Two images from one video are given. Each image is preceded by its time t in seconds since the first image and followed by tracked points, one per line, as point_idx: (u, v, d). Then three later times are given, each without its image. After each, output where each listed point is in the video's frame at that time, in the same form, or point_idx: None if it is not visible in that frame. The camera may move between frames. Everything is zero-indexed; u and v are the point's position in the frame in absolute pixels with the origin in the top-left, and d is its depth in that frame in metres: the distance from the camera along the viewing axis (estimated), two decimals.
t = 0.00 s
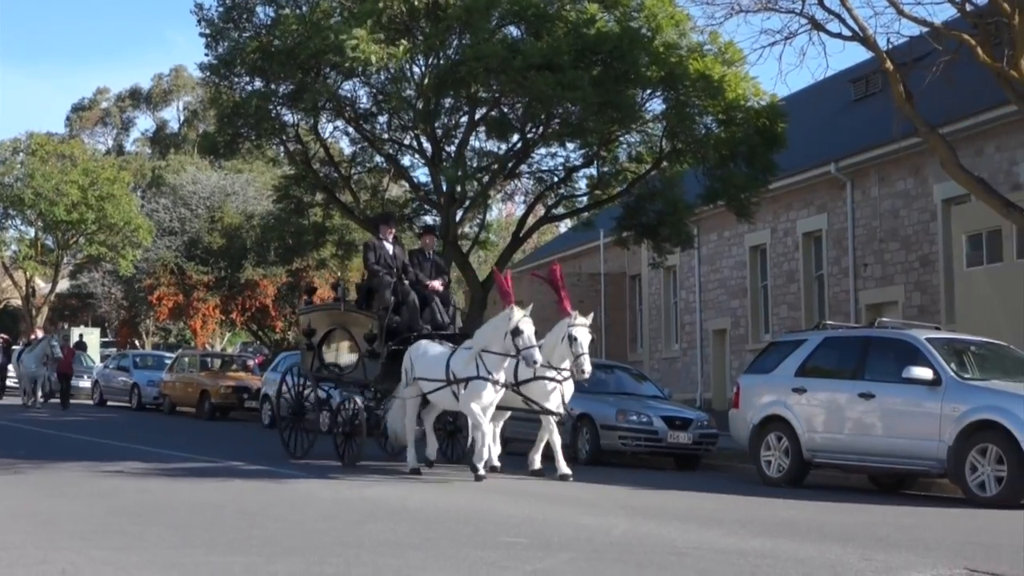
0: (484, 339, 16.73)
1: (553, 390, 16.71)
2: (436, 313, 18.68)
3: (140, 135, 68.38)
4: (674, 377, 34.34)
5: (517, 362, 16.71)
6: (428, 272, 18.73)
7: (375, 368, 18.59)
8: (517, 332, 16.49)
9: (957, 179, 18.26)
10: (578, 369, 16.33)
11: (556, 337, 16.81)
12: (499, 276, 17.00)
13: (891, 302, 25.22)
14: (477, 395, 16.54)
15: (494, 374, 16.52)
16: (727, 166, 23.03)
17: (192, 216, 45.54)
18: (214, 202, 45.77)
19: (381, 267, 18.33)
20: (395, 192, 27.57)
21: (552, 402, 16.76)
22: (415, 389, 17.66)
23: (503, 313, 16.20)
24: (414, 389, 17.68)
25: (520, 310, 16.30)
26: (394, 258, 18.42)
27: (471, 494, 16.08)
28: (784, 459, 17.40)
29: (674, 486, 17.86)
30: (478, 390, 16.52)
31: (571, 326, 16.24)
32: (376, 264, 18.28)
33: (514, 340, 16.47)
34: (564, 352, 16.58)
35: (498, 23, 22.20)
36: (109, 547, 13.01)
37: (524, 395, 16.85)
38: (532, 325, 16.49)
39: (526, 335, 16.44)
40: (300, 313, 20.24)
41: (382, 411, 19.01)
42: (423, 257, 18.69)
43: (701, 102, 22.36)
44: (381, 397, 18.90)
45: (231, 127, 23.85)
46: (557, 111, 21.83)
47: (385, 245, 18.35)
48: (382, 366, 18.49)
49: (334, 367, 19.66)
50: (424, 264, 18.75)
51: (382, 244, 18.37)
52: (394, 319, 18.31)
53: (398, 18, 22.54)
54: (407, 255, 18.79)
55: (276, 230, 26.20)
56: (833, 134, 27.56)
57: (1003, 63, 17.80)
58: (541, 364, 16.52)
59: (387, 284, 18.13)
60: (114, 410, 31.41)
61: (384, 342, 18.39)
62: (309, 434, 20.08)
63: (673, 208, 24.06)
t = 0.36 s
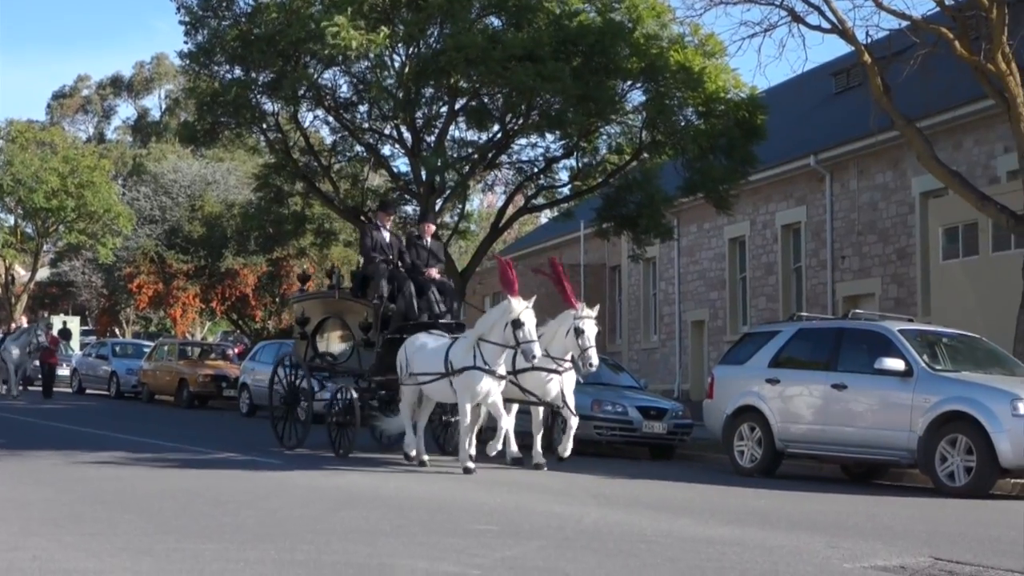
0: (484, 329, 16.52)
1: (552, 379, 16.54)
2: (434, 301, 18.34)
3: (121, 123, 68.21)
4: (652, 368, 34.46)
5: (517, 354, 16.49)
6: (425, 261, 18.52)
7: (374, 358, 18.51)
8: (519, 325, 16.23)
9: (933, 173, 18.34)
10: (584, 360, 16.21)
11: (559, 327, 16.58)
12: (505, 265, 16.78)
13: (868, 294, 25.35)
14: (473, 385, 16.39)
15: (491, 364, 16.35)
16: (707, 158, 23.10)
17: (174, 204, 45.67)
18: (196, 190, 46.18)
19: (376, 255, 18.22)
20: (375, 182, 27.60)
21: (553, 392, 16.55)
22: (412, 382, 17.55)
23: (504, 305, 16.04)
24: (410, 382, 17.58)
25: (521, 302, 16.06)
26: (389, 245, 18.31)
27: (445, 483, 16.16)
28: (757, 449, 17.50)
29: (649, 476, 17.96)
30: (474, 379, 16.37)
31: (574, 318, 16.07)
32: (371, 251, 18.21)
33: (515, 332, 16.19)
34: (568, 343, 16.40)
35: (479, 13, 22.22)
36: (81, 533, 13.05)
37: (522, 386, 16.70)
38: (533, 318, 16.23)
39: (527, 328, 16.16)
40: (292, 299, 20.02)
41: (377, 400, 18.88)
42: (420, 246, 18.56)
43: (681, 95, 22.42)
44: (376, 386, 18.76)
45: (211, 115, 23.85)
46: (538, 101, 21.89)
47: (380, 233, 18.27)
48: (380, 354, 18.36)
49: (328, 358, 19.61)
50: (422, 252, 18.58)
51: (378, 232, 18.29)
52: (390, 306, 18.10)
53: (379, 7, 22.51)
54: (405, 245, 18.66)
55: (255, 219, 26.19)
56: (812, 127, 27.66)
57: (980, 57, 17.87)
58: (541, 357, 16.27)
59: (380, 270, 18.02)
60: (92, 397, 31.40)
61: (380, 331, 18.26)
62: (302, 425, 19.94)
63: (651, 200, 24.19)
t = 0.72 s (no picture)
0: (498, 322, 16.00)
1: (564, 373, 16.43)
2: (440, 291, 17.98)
3: (107, 115, 68.05)
4: (640, 359, 34.50)
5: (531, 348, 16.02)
6: (432, 250, 18.17)
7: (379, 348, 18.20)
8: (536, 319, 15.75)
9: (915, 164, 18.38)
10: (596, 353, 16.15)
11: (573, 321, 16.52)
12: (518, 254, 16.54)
13: (855, 285, 25.41)
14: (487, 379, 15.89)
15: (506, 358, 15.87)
16: (692, 149, 23.14)
17: (160, 195, 44.63)
18: (182, 181, 45.19)
19: (381, 242, 17.89)
20: (361, 174, 27.59)
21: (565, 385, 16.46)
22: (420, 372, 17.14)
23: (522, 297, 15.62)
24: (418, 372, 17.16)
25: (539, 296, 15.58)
26: (394, 233, 17.96)
27: (429, 474, 16.16)
28: (742, 440, 17.55)
29: (634, 467, 17.99)
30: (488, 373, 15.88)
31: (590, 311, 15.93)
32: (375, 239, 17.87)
33: (532, 326, 15.70)
34: (581, 336, 16.33)
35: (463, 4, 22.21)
36: (63, 525, 13.04)
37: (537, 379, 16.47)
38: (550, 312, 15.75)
39: (545, 323, 15.69)
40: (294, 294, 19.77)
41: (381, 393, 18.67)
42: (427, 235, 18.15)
43: (666, 86, 22.43)
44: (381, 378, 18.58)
45: (196, 106, 23.80)
46: (523, 92, 21.89)
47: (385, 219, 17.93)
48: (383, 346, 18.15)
49: (331, 349, 19.33)
50: (428, 241, 18.21)
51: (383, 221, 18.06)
52: (393, 295, 17.87)
53: None
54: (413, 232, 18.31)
55: (241, 210, 26.16)
56: (797, 118, 27.68)
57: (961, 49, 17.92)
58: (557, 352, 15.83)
59: (384, 259, 17.69)
60: (78, 390, 31.38)
61: (384, 322, 18.01)
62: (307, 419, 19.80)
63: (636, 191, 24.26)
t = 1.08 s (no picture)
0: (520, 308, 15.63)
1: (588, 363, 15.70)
2: (458, 283, 17.47)
3: (106, 109, 68.09)
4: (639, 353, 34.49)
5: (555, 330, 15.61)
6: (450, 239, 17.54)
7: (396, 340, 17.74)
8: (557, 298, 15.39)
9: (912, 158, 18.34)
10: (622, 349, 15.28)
11: (599, 313, 15.60)
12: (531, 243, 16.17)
13: (854, 279, 25.37)
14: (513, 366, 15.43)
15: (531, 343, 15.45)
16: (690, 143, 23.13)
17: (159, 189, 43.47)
18: (181, 176, 44.26)
19: (399, 233, 17.34)
20: (359, 169, 27.59)
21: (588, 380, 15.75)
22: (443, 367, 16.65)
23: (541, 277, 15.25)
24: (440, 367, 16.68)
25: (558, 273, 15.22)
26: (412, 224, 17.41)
27: (425, 469, 16.15)
28: (739, 434, 17.52)
29: (632, 462, 17.95)
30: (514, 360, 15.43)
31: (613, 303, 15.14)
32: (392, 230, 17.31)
33: (554, 305, 15.34)
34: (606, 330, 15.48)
35: None
36: (57, 519, 13.04)
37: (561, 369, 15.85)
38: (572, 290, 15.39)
39: (567, 300, 15.34)
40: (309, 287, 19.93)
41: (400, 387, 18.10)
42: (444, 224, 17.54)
43: (664, 80, 22.40)
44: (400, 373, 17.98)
45: (194, 100, 23.80)
46: (521, 86, 21.87)
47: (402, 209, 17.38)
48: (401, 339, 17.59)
49: (347, 344, 19.11)
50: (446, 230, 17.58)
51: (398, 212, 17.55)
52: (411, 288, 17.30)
53: None
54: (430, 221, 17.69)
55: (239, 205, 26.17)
56: (795, 112, 27.63)
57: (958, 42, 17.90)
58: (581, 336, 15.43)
59: (402, 251, 17.15)
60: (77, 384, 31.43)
61: (401, 316, 17.44)
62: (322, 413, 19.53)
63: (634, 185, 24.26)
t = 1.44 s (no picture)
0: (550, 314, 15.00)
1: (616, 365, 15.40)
2: (479, 278, 17.13)
3: (111, 105, 68.22)
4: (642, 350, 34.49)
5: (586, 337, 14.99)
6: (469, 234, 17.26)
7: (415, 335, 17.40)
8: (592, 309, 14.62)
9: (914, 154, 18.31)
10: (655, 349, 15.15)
11: (631, 313, 15.44)
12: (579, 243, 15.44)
13: (858, 275, 25.35)
14: (534, 370, 14.98)
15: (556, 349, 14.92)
16: (692, 139, 23.12)
17: (163, 185, 43.55)
18: (185, 171, 44.45)
19: (418, 229, 17.03)
20: (362, 166, 27.62)
21: (615, 378, 15.49)
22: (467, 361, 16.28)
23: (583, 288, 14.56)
24: (465, 361, 16.31)
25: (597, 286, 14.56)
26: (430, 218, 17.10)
27: (424, 466, 16.17)
28: (739, 430, 17.51)
29: (633, 459, 17.95)
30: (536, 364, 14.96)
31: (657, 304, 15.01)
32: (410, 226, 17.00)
33: (586, 318, 14.60)
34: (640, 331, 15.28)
35: None
36: (56, 515, 13.08)
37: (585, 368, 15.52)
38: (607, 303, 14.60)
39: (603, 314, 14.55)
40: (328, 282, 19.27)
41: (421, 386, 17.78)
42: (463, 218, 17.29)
43: (667, 76, 22.39)
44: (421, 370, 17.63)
45: (196, 96, 23.83)
46: (523, 83, 21.85)
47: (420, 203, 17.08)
48: (422, 336, 17.33)
49: (366, 340, 18.84)
50: (466, 225, 17.31)
51: (420, 207, 17.29)
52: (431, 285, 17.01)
53: None
54: (448, 215, 17.39)
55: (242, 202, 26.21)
56: (798, 108, 27.58)
57: (960, 38, 17.85)
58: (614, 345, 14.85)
59: (421, 246, 16.84)
60: (81, 380, 31.56)
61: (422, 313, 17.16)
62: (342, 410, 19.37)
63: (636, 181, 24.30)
